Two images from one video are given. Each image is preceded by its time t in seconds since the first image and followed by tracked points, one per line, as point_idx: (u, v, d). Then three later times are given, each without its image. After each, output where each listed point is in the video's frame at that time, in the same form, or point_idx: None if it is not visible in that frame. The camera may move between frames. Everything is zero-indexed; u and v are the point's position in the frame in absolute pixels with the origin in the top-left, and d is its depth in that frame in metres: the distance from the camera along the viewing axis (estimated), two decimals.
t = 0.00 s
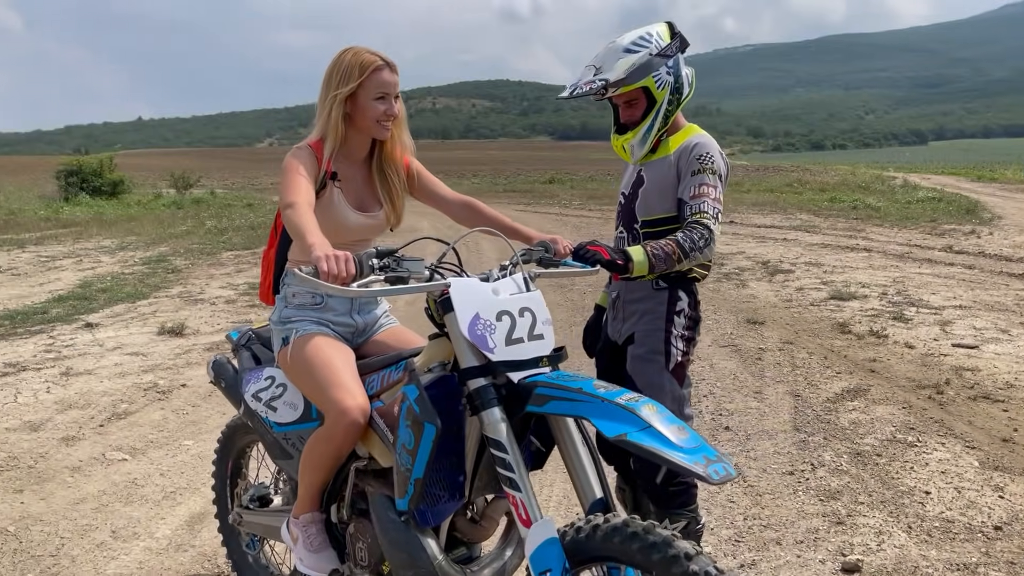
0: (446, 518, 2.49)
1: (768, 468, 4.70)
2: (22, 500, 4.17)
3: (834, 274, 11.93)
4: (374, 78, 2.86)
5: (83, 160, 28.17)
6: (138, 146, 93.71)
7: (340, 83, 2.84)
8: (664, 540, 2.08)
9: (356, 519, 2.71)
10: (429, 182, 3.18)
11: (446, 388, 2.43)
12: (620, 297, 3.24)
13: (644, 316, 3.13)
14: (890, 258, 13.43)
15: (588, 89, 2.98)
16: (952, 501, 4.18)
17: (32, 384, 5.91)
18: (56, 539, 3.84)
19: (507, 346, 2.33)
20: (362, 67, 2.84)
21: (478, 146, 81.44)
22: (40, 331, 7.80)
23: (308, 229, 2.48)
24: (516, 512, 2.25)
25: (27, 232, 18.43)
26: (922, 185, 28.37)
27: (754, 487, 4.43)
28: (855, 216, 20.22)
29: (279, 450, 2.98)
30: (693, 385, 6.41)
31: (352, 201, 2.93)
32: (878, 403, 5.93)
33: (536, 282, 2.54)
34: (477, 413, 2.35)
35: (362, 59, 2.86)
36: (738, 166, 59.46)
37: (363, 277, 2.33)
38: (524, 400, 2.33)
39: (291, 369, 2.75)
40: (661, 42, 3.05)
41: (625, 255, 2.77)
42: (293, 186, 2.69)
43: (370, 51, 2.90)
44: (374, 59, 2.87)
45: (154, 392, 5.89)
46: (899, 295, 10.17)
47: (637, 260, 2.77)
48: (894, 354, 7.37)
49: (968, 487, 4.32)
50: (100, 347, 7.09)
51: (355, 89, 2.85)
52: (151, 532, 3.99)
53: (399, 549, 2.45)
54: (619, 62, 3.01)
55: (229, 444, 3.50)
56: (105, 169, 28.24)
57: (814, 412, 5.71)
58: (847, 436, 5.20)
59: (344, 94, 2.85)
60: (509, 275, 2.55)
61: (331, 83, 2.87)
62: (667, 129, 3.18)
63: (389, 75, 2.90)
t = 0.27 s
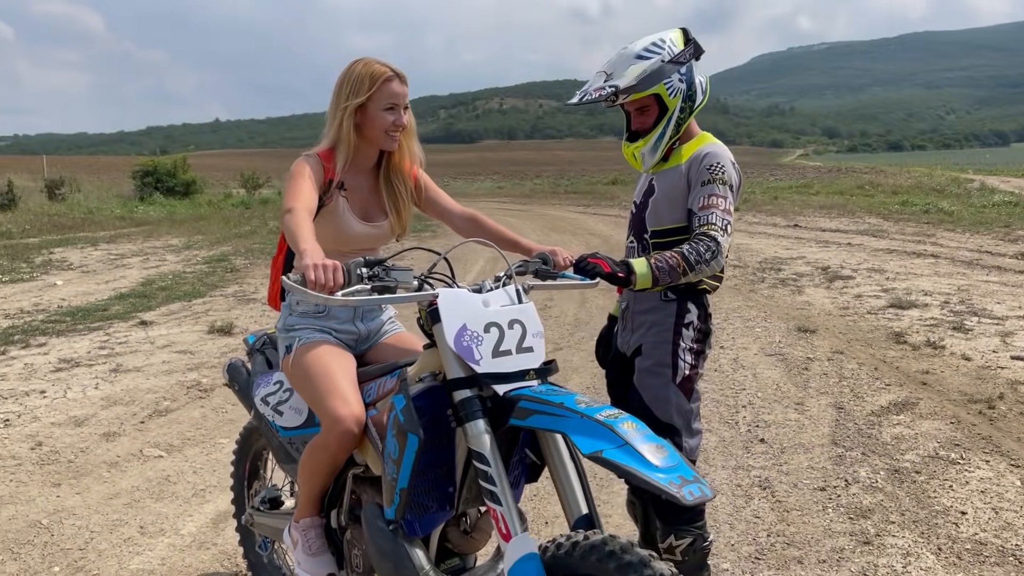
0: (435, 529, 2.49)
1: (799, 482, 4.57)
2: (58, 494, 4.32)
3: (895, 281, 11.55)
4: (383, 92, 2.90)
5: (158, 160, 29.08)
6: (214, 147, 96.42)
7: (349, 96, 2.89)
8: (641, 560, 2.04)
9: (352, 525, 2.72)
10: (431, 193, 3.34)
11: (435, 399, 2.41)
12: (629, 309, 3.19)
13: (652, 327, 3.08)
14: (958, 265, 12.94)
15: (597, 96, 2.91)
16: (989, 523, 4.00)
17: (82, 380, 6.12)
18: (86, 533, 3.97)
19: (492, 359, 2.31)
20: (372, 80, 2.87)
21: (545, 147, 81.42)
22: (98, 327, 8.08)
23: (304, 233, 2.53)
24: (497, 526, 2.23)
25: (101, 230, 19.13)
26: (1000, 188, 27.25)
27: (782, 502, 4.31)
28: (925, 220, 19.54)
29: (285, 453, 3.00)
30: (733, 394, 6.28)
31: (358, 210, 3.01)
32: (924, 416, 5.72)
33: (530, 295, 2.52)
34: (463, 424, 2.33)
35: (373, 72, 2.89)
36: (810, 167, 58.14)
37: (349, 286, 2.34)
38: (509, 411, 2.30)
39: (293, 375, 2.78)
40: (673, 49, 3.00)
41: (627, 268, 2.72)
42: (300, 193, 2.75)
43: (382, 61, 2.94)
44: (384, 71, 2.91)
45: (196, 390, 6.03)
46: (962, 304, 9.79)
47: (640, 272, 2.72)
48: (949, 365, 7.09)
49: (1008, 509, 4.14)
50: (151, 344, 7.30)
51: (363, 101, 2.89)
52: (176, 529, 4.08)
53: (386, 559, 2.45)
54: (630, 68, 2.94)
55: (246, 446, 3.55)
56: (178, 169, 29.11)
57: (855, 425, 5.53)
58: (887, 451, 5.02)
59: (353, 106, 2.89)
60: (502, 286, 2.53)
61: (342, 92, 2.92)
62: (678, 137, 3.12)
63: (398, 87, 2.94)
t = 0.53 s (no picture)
0: (436, 536, 2.49)
1: (825, 493, 4.47)
2: (88, 491, 4.42)
3: (941, 285, 11.25)
4: (396, 100, 2.98)
5: (208, 161, 29.60)
6: (264, 148, 97.95)
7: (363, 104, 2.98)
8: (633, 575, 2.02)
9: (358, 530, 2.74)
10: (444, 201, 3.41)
11: (436, 407, 2.41)
12: (643, 316, 3.11)
13: (666, 335, 3.00)
14: (1008, 269, 12.57)
15: (613, 99, 2.79)
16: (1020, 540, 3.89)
17: (119, 378, 6.26)
18: (112, 531, 4.06)
19: (492, 367, 2.30)
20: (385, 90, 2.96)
21: (590, 147, 81.17)
22: (138, 326, 8.25)
23: (305, 237, 2.66)
24: (493, 535, 2.23)
25: (150, 229, 19.55)
26: None
27: (806, 513, 4.23)
28: (978, 222, 19.02)
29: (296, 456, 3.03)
30: (764, 401, 6.18)
31: (369, 216, 3.11)
32: (961, 426, 5.56)
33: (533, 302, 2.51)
34: (462, 433, 2.33)
35: (386, 81, 2.98)
36: (860, 167, 57.07)
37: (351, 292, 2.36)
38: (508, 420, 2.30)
39: (302, 378, 2.81)
40: (691, 53, 2.89)
41: (636, 276, 2.66)
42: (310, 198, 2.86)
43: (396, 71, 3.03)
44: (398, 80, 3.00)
45: (228, 390, 6.12)
46: (1010, 310, 9.51)
47: (650, 281, 2.66)
48: (991, 374, 6.89)
49: None
50: (188, 344, 7.44)
51: (377, 110, 2.98)
52: (200, 528, 4.15)
53: (387, 565, 2.46)
54: (646, 72, 2.83)
55: (264, 448, 3.60)
56: (227, 169, 29.61)
57: (888, 434, 5.40)
58: (919, 462, 4.89)
59: (366, 115, 2.98)
60: (506, 294, 2.52)
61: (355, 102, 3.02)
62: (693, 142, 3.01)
63: (412, 95, 3.03)
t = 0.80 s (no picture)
0: (452, 541, 2.46)
1: (852, 499, 4.38)
2: (112, 490, 4.44)
3: (976, 286, 11.03)
4: (409, 121, 2.90)
5: (238, 160, 29.82)
6: (293, 147, 98.68)
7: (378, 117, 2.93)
8: None
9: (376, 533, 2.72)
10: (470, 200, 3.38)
11: (450, 411, 2.38)
12: (673, 318, 3.01)
13: (696, 337, 2.90)
14: None
15: (638, 99, 2.73)
16: None
17: (145, 377, 6.31)
18: (134, 530, 4.07)
19: (509, 371, 2.27)
20: (399, 106, 2.89)
21: (619, 145, 80.85)
22: (166, 325, 8.32)
23: (319, 242, 2.71)
24: (508, 542, 2.18)
25: (180, 228, 19.74)
26: None
27: (833, 519, 4.16)
28: (1014, 221, 18.65)
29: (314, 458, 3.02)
30: (791, 403, 6.09)
31: (387, 219, 3.09)
32: (995, 431, 5.43)
33: (553, 304, 2.48)
34: (477, 438, 2.29)
35: (402, 98, 2.90)
36: (893, 165, 56.31)
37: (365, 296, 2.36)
38: (523, 424, 2.26)
39: (320, 381, 2.79)
40: (718, 52, 2.81)
41: (657, 279, 2.59)
42: (319, 205, 2.88)
43: (417, 83, 2.94)
44: (415, 98, 2.91)
45: (252, 390, 6.14)
46: None
47: (670, 282, 2.60)
48: None
49: None
50: (213, 343, 7.48)
51: (390, 123, 2.92)
52: (222, 528, 4.16)
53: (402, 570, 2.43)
54: (672, 72, 2.76)
55: (283, 449, 3.59)
56: (257, 169, 29.81)
57: (919, 439, 5.29)
58: (950, 468, 4.78)
59: (377, 122, 2.95)
60: (524, 297, 2.48)
61: (371, 106, 2.98)
62: (721, 143, 2.93)
63: (427, 119, 2.92)
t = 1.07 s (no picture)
0: (470, 539, 2.45)
1: (871, 498, 4.35)
2: (129, 485, 4.46)
3: (995, 284, 10.92)
4: (411, 115, 2.88)
5: (253, 157, 29.91)
6: (308, 144, 98.96)
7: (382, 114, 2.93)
8: None
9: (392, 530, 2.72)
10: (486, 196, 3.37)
11: (468, 409, 2.37)
12: (705, 313, 2.98)
13: (730, 333, 2.87)
14: None
15: (662, 103, 2.67)
16: None
17: (161, 373, 6.33)
18: (151, 525, 4.09)
19: (527, 369, 2.25)
20: (402, 101, 2.88)
21: (633, 142, 80.64)
22: (182, 321, 8.35)
23: (334, 238, 2.70)
24: (526, 541, 2.17)
25: (196, 224, 19.83)
26: None
27: (851, 518, 4.12)
28: None
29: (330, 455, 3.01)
30: (808, 402, 6.04)
31: (403, 215, 3.09)
32: (1015, 431, 5.37)
33: (571, 301, 2.46)
34: (496, 435, 2.28)
35: (405, 92, 2.89)
36: (910, 162, 55.90)
37: (383, 293, 2.36)
38: (542, 423, 2.25)
39: (337, 378, 2.79)
40: (738, 50, 2.77)
41: (677, 273, 2.54)
42: (334, 204, 2.89)
43: (418, 78, 2.92)
44: (417, 92, 2.89)
45: (268, 385, 6.15)
46: None
47: (691, 276, 2.54)
48: None
49: None
50: (229, 339, 7.50)
51: (396, 121, 2.90)
52: (238, 524, 4.17)
53: (419, 568, 2.42)
54: (693, 73, 2.72)
55: (300, 446, 3.58)
56: (272, 165, 29.89)
57: (938, 438, 5.23)
58: (970, 467, 4.73)
59: (384, 120, 2.94)
60: (542, 294, 2.46)
61: (379, 105, 2.97)
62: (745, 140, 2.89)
63: (428, 113, 2.89)
